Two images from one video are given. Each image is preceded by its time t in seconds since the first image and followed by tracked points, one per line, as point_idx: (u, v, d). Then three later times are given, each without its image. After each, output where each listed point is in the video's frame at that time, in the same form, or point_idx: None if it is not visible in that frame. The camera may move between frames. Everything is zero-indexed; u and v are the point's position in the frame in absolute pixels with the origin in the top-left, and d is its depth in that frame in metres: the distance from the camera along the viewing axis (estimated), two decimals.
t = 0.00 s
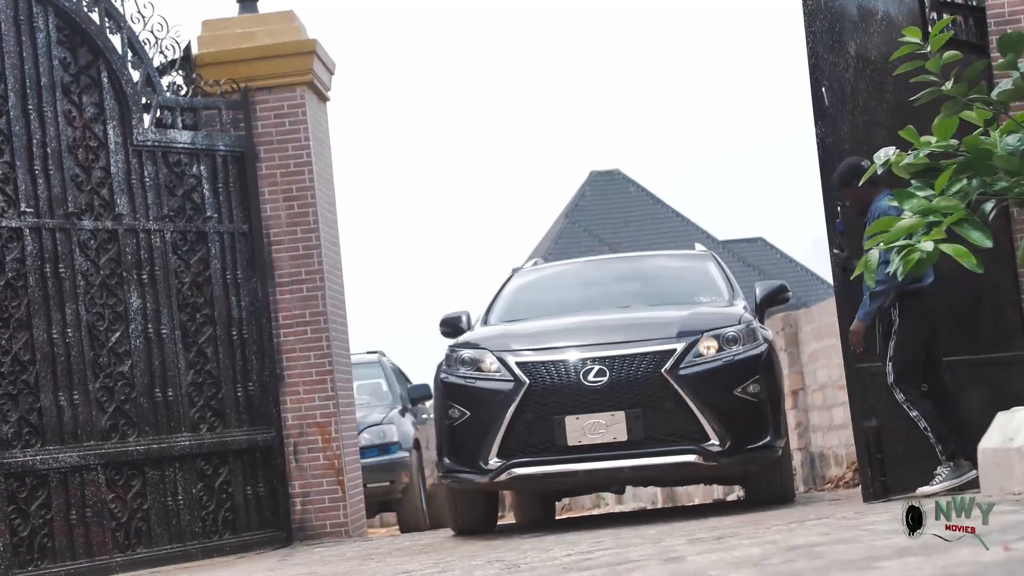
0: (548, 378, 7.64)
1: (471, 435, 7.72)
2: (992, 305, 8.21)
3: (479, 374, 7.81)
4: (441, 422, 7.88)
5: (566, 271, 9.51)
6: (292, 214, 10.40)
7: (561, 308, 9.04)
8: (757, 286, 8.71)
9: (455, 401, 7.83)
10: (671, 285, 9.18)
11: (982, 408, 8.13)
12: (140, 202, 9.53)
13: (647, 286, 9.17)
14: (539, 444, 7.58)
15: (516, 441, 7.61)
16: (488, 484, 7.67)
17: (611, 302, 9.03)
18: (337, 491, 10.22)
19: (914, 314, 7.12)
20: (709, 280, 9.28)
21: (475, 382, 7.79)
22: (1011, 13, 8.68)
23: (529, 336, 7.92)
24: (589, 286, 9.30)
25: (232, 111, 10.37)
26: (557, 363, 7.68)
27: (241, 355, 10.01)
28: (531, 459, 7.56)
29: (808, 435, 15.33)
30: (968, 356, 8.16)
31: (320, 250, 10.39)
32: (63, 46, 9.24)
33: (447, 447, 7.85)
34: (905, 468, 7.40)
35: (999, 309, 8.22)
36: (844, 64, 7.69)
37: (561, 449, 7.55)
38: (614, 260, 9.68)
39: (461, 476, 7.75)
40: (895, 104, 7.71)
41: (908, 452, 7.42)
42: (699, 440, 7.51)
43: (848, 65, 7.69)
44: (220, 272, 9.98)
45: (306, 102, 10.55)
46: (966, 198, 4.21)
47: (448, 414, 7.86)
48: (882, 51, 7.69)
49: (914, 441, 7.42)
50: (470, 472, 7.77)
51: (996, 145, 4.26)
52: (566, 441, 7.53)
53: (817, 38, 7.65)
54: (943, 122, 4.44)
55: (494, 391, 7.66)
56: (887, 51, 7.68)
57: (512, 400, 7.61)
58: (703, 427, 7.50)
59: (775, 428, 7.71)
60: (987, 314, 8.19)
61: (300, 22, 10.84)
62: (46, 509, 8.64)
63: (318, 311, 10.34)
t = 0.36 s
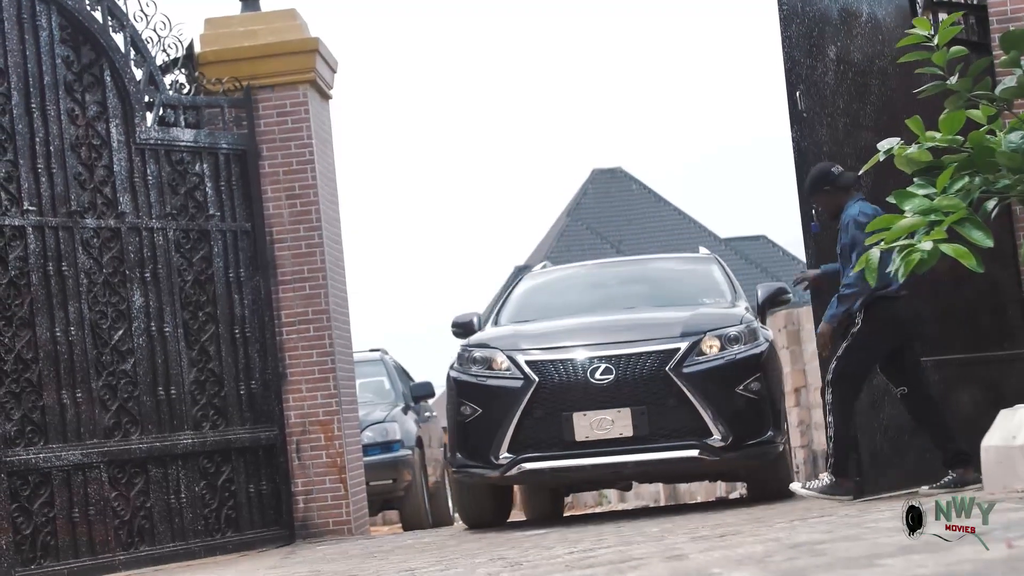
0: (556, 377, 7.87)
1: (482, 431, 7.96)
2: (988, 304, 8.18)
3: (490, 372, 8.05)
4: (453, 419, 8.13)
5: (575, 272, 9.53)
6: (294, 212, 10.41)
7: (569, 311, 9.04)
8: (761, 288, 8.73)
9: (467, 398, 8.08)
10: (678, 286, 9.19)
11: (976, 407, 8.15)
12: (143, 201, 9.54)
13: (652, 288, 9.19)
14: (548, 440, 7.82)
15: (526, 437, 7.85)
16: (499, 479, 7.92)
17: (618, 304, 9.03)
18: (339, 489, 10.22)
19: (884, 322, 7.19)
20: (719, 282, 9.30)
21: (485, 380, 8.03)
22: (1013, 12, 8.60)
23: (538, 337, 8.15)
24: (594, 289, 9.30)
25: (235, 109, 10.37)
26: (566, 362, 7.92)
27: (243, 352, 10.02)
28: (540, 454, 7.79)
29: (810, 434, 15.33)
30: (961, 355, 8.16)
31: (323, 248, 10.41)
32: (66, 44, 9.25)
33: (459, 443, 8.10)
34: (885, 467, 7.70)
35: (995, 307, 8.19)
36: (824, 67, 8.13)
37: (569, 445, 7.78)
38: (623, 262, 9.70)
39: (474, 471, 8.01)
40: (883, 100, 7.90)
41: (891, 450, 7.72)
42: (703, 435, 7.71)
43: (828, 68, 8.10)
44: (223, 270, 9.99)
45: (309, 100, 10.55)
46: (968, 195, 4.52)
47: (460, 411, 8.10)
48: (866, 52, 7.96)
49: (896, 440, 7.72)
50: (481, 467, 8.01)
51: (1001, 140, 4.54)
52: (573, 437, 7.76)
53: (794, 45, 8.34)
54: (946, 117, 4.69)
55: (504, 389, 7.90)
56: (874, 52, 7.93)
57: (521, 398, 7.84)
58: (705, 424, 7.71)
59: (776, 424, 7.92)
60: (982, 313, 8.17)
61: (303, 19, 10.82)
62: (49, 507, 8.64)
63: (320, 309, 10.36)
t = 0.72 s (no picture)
0: (573, 376, 8.37)
1: (500, 429, 8.46)
2: (987, 304, 8.33)
3: (507, 373, 8.55)
4: (471, 417, 8.61)
5: (586, 272, 9.65)
6: (298, 211, 10.42)
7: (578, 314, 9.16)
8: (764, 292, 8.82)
9: (485, 397, 8.58)
10: (684, 287, 9.32)
11: (972, 407, 8.20)
12: (146, 199, 9.54)
13: (658, 290, 9.33)
14: (565, 437, 8.31)
15: (543, 435, 8.34)
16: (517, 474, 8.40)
17: (625, 307, 9.16)
18: (342, 487, 10.24)
19: (807, 329, 7.51)
20: (726, 284, 9.42)
21: (503, 379, 8.52)
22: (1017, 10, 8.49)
23: (554, 338, 8.65)
24: (600, 291, 9.43)
25: (238, 108, 10.38)
26: (581, 362, 8.41)
27: (246, 351, 10.02)
28: (558, 451, 8.28)
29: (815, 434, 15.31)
30: (960, 354, 8.25)
31: (327, 247, 10.43)
32: (69, 43, 9.25)
33: (479, 440, 8.60)
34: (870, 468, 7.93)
35: (993, 308, 8.33)
36: (807, 71, 8.12)
37: (585, 443, 8.27)
38: (633, 263, 9.80)
39: (493, 467, 8.49)
40: (870, 103, 8.17)
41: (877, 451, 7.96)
42: (714, 433, 8.17)
43: (813, 71, 8.13)
44: (226, 269, 9.99)
45: (312, 99, 10.55)
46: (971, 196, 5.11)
47: (478, 410, 8.58)
48: (854, 55, 8.20)
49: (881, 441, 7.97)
50: (499, 463, 8.51)
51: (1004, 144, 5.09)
52: (590, 435, 8.26)
53: (776, 47, 8.11)
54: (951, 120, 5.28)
55: (522, 388, 8.40)
56: (862, 56, 8.19)
57: (539, 397, 8.34)
58: (717, 423, 8.17)
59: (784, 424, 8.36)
60: (981, 312, 8.32)
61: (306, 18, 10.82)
62: (51, 506, 8.65)
63: (323, 307, 10.39)
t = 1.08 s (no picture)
0: (595, 382, 8.86)
1: (525, 434, 8.94)
2: (986, 304, 8.33)
3: (531, 380, 9.02)
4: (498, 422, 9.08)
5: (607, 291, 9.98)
6: (300, 209, 10.40)
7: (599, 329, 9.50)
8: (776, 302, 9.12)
9: (510, 404, 9.05)
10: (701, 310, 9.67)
11: (966, 406, 8.20)
12: (149, 197, 9.54)
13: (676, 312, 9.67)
14: (589, 442, 8.80)
15: (567, 439, 8.82)
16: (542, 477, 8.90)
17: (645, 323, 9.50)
18: (344, 487, 10.23)
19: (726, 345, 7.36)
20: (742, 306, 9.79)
21: (529, 386, 8.99)
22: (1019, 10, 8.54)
23: (577, 345, 9.15)
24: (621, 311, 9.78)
25: (241, 106, 10.40)
26: (602, 369, 8.92)
27: (248, 350, 10.02)
28: (582, 455, 8.77)
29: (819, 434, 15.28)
30: (955, 354, 8.24)
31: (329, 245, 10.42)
32: (73, 41, 9.25)
33: (504, 445, 9.08)
34: (852, 470, 8.00)
35: (992, 307, 8.34)
36: (791, 76, 8.03)
37: (608, 446, 8.76)
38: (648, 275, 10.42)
39: (519, 471, 8.98)
40: (858, 106, 8.12)
41: (860, 453, 8.03)
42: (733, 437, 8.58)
43: (796, 76, 8.04)
44: (228, 267, 9.99)
45: (315, 98, 10.55)
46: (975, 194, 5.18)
47: (504, 415, 9.07)
48: (841, 59, 8.13)
49: (865, 444, 8.02)
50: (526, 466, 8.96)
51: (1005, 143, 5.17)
52: (613, 439, 8.74)
53: (757, 53, 8.01)
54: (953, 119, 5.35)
55: (546, 395, 8.88)
56: (849, 59, 8.14)
57: (564, 400, 8.82)
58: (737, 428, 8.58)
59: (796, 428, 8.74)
60: (979, 312, 8.32)
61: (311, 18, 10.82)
62: (54, 504, 8.65)
63: (326, 306, 10.36)
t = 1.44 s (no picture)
0: (634, 388, 8.84)
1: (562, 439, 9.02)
2: (983, 305, 8.23)
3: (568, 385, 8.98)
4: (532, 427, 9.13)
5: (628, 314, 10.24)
6: (304, 209, 10.42)
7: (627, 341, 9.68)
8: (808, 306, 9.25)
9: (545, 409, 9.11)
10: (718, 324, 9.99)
11: (961, 407, 8.09)
12: (153, 196, 9.54)
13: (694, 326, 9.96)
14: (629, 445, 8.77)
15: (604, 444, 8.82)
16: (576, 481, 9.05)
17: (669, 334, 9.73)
18: (348, 485, 10.24)
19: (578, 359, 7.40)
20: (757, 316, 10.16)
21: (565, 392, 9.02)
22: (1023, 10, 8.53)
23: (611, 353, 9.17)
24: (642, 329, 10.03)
25: (245, 106, 10.40)
26: (639, 375, 8.90)
27: (252, 348, 10.02)
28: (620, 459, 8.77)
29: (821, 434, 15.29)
30: (950, 355, 8.12)
31: (332, 245, 10.43)
32: (76, 41, 9.25)
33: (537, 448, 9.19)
34: (839, 471, 7.82)
35: (989, 309, 8.24)
36: (777, 80, 7.91)
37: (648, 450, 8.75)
38: (667, 277, 11.01)
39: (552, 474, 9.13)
40: (849, 109, 8.06)
41: (849, 454, 7.86)
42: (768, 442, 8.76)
43: (783, 80, 7.93)
44: (232, 266, 9.98)
45: (319, 97, 10.56)
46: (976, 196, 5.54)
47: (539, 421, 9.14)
48: (831, 63, 8.06)
49: (853, 445, 7.86)
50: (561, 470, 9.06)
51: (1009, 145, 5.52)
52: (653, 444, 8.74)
53: (742, 57, 7.86)
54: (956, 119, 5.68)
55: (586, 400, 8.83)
56: (840, 62, 8.08)
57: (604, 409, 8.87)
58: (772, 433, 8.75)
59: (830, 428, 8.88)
60: (976, 313, 8.21)
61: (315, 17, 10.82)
62: (57, 503, 8.67)
63: (329, 305, 10.37)
